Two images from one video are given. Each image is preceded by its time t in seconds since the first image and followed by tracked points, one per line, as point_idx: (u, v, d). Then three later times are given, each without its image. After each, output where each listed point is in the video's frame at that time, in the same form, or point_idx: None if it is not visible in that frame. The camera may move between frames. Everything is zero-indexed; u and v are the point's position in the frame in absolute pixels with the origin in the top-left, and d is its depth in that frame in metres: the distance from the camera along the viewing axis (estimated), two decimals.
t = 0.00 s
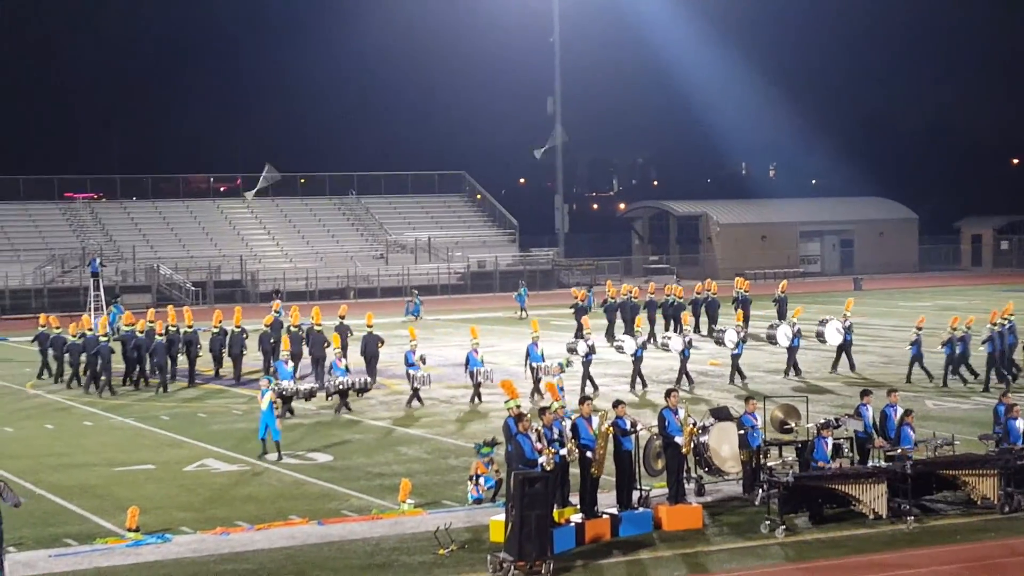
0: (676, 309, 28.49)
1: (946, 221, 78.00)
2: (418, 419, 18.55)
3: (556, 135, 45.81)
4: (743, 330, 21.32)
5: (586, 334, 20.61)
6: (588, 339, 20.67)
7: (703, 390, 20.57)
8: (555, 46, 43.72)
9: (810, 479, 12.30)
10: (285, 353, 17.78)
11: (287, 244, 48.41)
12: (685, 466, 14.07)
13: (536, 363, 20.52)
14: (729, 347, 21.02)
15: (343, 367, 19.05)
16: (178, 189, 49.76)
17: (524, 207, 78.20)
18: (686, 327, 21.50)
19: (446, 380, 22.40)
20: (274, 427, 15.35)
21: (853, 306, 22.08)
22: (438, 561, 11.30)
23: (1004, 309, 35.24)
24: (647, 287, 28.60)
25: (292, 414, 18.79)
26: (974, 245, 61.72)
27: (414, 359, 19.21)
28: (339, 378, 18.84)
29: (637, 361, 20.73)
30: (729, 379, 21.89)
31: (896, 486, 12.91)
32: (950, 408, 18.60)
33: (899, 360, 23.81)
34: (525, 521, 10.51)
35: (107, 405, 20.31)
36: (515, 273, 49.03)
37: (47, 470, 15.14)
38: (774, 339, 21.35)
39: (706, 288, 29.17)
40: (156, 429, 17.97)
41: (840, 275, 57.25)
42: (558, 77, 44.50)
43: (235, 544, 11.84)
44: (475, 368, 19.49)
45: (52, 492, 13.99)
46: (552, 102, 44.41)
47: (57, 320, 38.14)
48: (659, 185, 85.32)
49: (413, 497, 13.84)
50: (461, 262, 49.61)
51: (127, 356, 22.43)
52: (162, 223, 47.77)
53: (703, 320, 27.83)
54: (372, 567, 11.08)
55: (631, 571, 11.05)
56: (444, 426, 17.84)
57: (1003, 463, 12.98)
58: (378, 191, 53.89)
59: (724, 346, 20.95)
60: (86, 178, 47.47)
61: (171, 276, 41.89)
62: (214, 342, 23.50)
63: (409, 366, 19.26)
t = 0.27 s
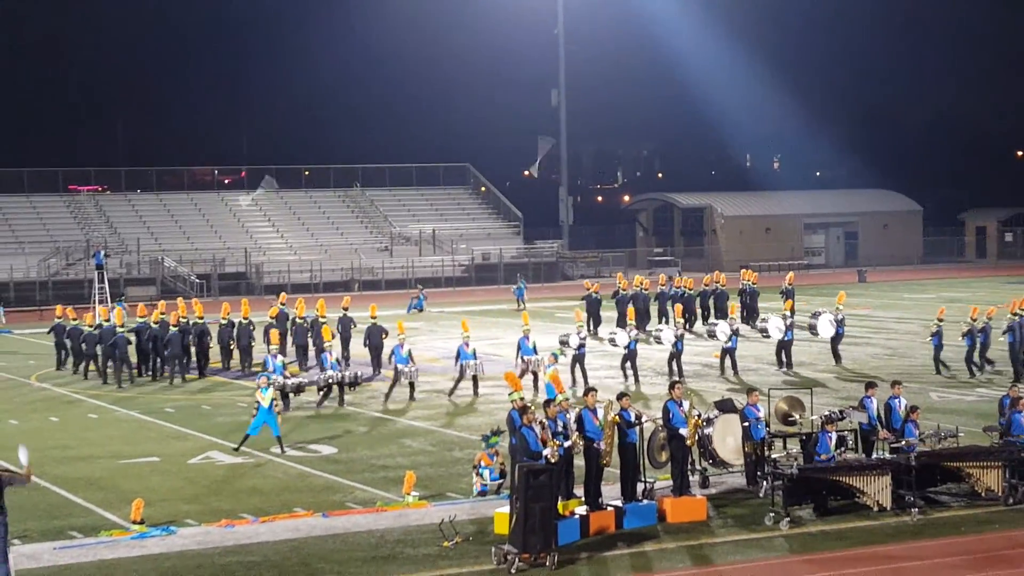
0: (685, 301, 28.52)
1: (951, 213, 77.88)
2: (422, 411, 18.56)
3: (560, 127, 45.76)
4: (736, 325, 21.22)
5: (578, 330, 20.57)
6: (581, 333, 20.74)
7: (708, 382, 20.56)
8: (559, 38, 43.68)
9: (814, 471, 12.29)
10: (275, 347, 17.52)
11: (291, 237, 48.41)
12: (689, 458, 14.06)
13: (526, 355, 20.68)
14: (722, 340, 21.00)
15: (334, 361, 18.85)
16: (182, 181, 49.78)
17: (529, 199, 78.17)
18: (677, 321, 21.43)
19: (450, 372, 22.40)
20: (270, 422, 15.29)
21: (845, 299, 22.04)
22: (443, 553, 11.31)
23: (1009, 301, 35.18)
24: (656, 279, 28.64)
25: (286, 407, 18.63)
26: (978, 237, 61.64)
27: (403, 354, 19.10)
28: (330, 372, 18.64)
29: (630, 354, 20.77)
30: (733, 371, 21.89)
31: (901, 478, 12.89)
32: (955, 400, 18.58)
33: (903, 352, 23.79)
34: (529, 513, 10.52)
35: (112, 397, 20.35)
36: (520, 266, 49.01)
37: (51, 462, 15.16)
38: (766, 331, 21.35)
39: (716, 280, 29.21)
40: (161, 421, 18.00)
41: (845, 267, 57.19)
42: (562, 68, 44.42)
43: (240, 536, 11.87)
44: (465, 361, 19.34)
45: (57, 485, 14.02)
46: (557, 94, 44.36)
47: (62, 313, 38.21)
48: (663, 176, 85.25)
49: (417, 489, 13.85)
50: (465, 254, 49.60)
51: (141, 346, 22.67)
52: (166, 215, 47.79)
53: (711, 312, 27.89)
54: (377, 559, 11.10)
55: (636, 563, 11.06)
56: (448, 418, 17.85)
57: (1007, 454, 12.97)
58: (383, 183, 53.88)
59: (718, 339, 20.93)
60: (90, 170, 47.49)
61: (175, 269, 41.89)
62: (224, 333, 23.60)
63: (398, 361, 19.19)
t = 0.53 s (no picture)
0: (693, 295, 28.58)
1: (952, 207, 77.90)
2: (424, 406, 18.58)
3: (562, 122, 45.73)
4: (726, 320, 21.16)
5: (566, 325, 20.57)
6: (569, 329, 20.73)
7: (709, 377, 20.57)
8: (560, 32, 43.68)
9: (815, 465, 12.32)
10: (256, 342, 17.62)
11: (292, 232, 48.43)
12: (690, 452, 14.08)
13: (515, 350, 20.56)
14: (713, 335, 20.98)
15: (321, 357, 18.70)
16: (183, 176, 49.79)
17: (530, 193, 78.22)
18: (665, 314, 21.41)
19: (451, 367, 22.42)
20: (257, 417, 15.31)
21: (834, 295, 22.01)
22: (445, 547, 11.33)
23: (1010, 295, 35.20)
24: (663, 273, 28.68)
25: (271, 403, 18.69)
26: (980, 231, 61.62)
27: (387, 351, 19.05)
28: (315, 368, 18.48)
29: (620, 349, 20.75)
30: (734, 365, 21.92)
31: (902, 471, 12.92)
32: (956, 393, 18.60)
33: (904, 346, 23.81)
34: (531, 508, 10.56)
35: (115, 392, 20.38)
36: (521, 260, 49.05)
37: (53, 458, 15.19)
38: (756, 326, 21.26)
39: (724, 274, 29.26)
40: (162, 416, 18.03)
41: (846, 262, 57.19)
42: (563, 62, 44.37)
43: (243, 530, 11.90)
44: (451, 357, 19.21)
45: (59, 480, 14.04)
46: (558, 89, 44.35)
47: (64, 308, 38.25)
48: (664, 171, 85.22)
49: (419, 483, 13.88)
50: (467, 248, 49.64)
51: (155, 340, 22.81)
52: (167, 210, 47.81)
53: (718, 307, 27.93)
54: (380, 554, 11.12)
55: (637, 557, 11.09)
56: (450, 413, 17.88)
57: (1008, 448, 12.99)
58: (383, 178, 53.92)
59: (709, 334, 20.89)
60: (91, 165, 47.50)
61: (177, 264, 41.88)
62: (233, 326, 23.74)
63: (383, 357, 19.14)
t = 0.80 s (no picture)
0: (701, 291, 28.60)
1: (955, 202, 77.68)
2: (425, 402, 18.47)
3: (563, 117, 45.61)
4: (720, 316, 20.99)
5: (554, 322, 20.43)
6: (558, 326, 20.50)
7: (712, 373, 20.46)
8: (562, 26, 43.51)
9: (819, 461, 12.22)
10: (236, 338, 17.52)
11: (293, 227, 48.33)
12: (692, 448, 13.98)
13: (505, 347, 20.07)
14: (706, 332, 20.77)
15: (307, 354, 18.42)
16: (183, 171, 49.65)
17: (532, 188, 78.08)
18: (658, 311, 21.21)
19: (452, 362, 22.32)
20: (250, 410, 15.29)
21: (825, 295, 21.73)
22: (445, 544, 11.24)
23: (1015, 290, 35.04)
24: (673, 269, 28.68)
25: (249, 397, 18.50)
26: (983, 226, 61.43)
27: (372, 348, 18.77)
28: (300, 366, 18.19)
29: (611, 346, 20.51)
30: (737, 361, 21.81)
31: (906, 468, 12.82)
32: (961, 389, 18.49)
33: (908, 342, 23.68)
34: (532, 505, 10.47)
35: (115, 387, 20.29)
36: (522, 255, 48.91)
37: (51, 453, 15.11)
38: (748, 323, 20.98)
39: (734, 270, 29.25)
40: (161, 412, 17.94)
41: (849, 257, 57.07)
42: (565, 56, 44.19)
43: (242, 527, 11.81)
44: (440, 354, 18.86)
45: (57, 476, 13.95)
46: (560, 83, 44.16)
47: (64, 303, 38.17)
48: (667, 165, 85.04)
49: (420, 479, 13.78)
50: (468, 243, 49.51)
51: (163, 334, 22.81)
52: (168, 205, 47.70)
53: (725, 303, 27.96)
54: (380, 550, 11.03)
55: (639, 554, 10.99)
56: (451, 409, 17.77)
57: (1014, 445, 12.89)
58: (385, 172, 53.78)
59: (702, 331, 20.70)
60: (91, 160, 47.38)
61: (177, 259, 41.75)
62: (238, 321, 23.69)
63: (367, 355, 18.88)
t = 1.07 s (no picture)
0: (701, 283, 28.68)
1: (948, 195, 77.81)
2: (418, 395, 18.47)
3: (557, 110, 45.61)
4: (704, 311, 20.98)
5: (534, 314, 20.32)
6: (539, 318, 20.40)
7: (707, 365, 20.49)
8: (557, 19, 43.47)
9: (812, 454, 12.24)
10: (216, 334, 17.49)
11: (287, 219, 48.26)
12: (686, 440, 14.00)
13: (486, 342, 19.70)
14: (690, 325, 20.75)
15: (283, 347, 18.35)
16: (177, 163, 49.54)
17: (526, 181, 78.07)
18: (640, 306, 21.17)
19: (446, 355, 22.33)
20: (243, 406, 15.35)
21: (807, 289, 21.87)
22: (439, 537, 11.24)
23: (1008, 283, 35.13)
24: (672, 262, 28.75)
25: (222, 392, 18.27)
26: (976, 220, 61.54)
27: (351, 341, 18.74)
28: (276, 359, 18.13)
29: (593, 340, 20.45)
30: (730, 354, 21.86)
31: (898, 461, 12.86)
32: (954, 382, 18.53)
33: (901, 335, 23.72)
34: (525, 497, 10.48)
35: (108, 380, 20.26)
36: (516, 248, 48.89)
37: (44, 447, 15.08)
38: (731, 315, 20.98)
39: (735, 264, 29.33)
40: (155, 405, 17.92)
41: (843, 250, 57.13)
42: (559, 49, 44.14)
43: (236, 520, 11.80)
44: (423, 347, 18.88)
45: (50, 469, 13.93)
46: (554, 76, 44.13)
47: (57, 296, 38.10)
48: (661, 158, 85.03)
49: (414, 472, 13.78)
50: (462, 236, 49.48)
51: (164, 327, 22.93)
52: (161, 197, 47.59)
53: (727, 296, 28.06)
54: (374, 544, 11.04)
55: (632, 547, 11.01)
56: (445, 402, 17.77)
57: (1006, 437, 12.92)
58: (379, 165, 53.71)
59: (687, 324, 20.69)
60: (84, 152, 47.25)
61: (170, 251, 41.65)
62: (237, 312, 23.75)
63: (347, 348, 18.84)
